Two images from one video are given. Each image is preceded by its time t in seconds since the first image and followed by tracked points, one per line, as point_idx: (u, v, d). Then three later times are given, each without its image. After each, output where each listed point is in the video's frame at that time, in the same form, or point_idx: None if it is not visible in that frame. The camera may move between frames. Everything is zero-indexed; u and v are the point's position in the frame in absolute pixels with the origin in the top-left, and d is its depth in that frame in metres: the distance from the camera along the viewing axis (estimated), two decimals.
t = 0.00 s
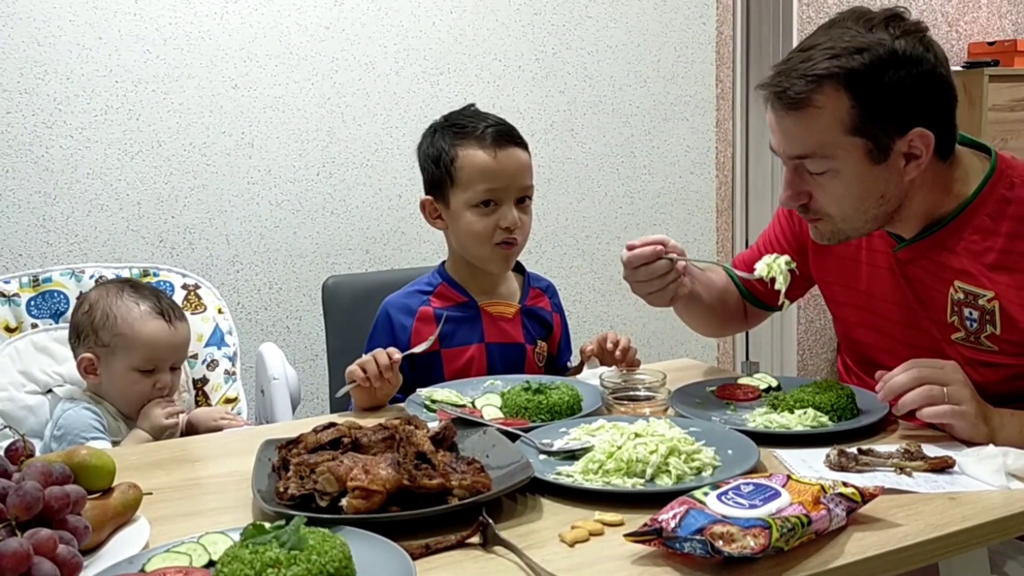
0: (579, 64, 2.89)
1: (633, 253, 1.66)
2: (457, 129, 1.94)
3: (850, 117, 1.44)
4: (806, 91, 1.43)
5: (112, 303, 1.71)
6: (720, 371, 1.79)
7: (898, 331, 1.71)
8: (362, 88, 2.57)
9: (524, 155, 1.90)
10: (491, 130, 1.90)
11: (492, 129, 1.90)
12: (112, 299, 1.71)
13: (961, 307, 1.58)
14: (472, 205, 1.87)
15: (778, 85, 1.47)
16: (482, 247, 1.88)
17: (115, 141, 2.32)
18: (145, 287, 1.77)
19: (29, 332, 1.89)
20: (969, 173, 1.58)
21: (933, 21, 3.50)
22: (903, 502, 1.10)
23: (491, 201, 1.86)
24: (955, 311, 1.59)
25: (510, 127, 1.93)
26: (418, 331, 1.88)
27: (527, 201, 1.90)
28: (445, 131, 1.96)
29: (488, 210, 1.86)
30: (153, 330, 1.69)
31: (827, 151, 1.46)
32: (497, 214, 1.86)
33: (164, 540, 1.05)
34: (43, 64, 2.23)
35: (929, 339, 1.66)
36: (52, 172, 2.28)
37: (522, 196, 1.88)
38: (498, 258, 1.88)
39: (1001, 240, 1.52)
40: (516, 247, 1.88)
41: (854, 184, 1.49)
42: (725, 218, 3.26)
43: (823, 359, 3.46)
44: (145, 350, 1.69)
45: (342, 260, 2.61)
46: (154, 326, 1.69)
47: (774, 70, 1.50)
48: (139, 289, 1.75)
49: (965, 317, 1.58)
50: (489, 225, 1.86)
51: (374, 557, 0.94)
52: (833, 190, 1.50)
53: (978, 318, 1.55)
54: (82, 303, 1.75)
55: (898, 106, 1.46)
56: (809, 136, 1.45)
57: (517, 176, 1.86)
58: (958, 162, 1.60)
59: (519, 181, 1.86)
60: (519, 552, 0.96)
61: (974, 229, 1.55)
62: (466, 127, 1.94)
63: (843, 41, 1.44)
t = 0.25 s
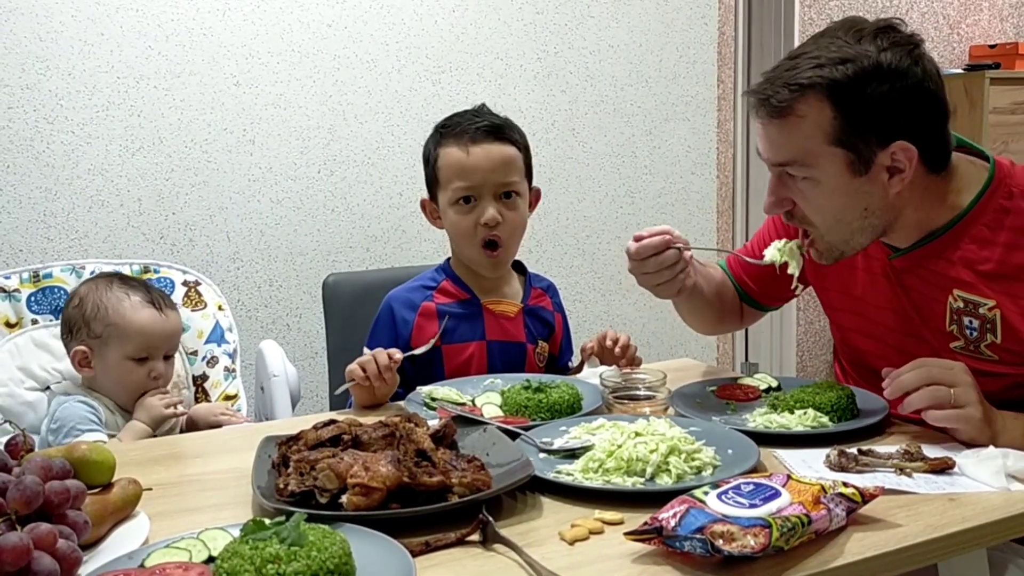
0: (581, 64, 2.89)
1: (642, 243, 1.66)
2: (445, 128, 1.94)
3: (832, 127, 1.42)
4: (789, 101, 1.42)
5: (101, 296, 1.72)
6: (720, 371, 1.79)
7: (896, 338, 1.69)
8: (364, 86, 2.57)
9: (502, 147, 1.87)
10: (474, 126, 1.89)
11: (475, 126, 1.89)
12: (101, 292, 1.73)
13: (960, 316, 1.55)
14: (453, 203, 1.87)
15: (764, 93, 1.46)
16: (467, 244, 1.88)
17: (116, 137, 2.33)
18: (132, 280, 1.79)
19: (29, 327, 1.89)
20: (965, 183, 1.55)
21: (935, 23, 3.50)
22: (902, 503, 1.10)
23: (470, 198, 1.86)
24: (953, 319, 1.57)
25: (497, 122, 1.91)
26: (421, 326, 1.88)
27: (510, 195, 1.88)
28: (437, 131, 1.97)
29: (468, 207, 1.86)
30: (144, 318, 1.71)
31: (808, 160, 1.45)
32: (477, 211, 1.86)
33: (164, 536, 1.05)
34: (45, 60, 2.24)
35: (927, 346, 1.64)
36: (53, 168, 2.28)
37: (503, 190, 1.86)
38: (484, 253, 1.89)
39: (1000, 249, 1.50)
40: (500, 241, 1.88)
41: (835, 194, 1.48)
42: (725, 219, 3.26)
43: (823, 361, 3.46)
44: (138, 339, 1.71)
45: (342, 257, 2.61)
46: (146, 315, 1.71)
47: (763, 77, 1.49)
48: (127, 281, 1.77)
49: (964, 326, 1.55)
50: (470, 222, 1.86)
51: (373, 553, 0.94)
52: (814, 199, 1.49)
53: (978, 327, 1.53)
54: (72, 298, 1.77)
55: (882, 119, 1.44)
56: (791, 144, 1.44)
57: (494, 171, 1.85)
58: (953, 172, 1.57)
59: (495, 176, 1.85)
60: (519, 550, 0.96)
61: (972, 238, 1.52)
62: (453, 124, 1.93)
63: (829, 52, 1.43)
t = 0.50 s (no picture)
0: (580, 66, 2.90)
1: (660, 228, 1.66)
2: (439, 130, 1.95)
3: (810, 141, 1.42)
4: (766, 116, 1.42)
5: (88, 297, 1.72)
6: (719, 373, 1.79)
7: (891, 343, 1.69)
8: (363, 87, 2.57)
9: (493, 146, 1.87)
10: (467, 126, 1.90)
11: (468, 125, 1.90)
12: (88, 293, 1.73)
13: (955, 320, 1.55)
14: (443, 201, 1.88)
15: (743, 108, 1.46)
16: (455, 241, 1.89)
17: (115, 138, 2.33)
18: (119, 281, 1.79)
19: (27, 329, 1.89)
20: (957, 194, 1.55)
21: (934, 25, 3.50)
22: (900, 505, 1.10)
23: (459, 195, 1.86)
24: (949, 324, 1.57)
25: (490, 122, 1.92)
26: (417, 327, 1.89)
27: (499, 192, 1.88)
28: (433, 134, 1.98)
29: (457, 204, 1.87)
30: (131, 319, 1.71)
31: (787, 169, 1.45)
32: (466, 208, 1.86)
33: (162, 538, 1.05)
34: (44, 61, 2.24)
35: (922, 351, 1.64)
36: (51, 169, 2.28)
37: (491, 187, 1.86)
38: (472, 251, 1.89)
39: (993, 254, 1.50)
40: (490, 237, 1.88)
41: (817, 205, 1.47)
42: (724, 221, 3.26)
43: (821, 362, 3.47)
44: (126, 339, 1.71)
45: (341, 259, 2.61)
46: (133, 315, 1.72)
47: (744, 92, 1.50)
48: (114, 282, 1.78)
49: (959, 330, 1.55)
50: (459, 219, 1.87)
51: (371, 556, 0.94)
52: (796, 208, 1.49)
53: (973, 331, 1.53)
54: (60, 301, 1.77)
55: (859, 133, 1.43)
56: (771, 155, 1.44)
57: (482, 167, 1.85)
58: (945, 180, 1.56)
59: (483, 173, 1.85)
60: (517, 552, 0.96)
61: (964, 244, 1.52)
62: (447, 125, 1.95)
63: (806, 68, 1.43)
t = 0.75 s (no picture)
0: (579, 68, 2.90)
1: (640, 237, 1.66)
2: (434, 133, 1.95)
3: (804, 142, 1.42)
4: (759, 121, 1.43)
5: (87, 302, 1.72)
6: (718, 375, 1.79)
7: (888, 345, 1.68)
8: (362, 90, 2.57)
9: (486, 150, 1.87)
10: (461, 130, 1.90)
11: (462, 129, 1.90)
12: (86, 298, 1.73)
13: (952, 323, 1.55)
14: (437, 205, 1.88)
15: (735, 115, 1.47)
16: (450, 245, 1.89)
17: (114, 142, 2.33)
18: (117, 286, 1.79)
19: (27, 333, 1.89)
20: (951, 194, 1.55)
21: (933, 27, 3.51)
22: (900, 508, 1.10)
23: (452, 200, 1.86)
24: (945, 326, 1.56)
25: (485, 126, 1.92)
26: (413, 331, 1.89)
27: (493, 197, 1.88)
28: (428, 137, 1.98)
29: (451, 209, 1.87)
30: (130, 324, 1.71)
31: (781, 173, 1.44)
32: (460, 212, 1.86)
33: (160, 541, 1.05)
34: (43, 65, 2.24)
35: (918, 354, 1.63)
36: (51, 173, 2.28)
37: (485, 191, 1.86)
38: (467, 255, 1.89)
39: (990, 258, 1.50)
40: (484, 242, 1.88)
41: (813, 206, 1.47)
42: (724, 223, 3.26)
43: (821, 365, 3.47)
44: (125, 345, 1.71)
45: (340, 262, 2.61)
46: (131, 320, 1.72)
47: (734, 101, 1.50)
48: (112, 286, 1.77)
49: (956, 333, 1.55)
50: (453, 223, 1.87)
51: (370, 559, 0.94)
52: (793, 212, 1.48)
53: (970, 333, 1.53)
54: (58, 305, 1.77)
55: (852, 132, 1.44)
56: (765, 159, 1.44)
57: (476, 171, 1.85)
58: (938, 183, 1.57)
59: (477, 177, 1.85)
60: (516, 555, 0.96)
61: (961, 247, 1.53)
62: (442, 129, 1.95)
63: (794, 73, 1.44)
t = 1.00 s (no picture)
0: (578, 70, 2.90)
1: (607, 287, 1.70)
2: (431, 134, 1.95)
3: (810, 146, 1.41)
4: (763, 127, 1.41)
5: (94, 304, 1.72)
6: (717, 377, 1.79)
7: (886, 347, 1.68)
8: (361, 92, 2.58)
9: (484, 151, 1.87)
10: (459, 131, 1.90)
11: (460, 130, 1.90)
12: (94, 300, 1.73)
13: (950, 324, 1.55)
14: (433, 206, 1.88)
15: (736, 125, 1.45)
16: (446, 247, 1.89)
17: (113, 144, 2.33)
18: (123, 289, 1.79)
19: (25, 335, 1.89)
20: (951, 192, 1.56)
21: (931, 29, 3.51)
22: (898, 510, 1.10)
23: (449, 201, 1.86)
24: (943, 328, 1.56)
25: (483, 128, 1.92)
26: (409, 333, 1.89)
27: (490, 198, 1.88)
28: (425, 139, 1.98)
29: (447, 210, 1.87)
30: (137, 328, 1.71)
31: (790, 180, 1.43)
32: (456, 213, 1.86)
33: (159, 544, 1.05)
34: (42, 67, 2.24)
35: (916, 355, 1.63)
36: (49, 175, 2.28)
37: (482, 193, 1.86)
38: (463, 257, 1.89)
39: (988, 259, 1.50)
40: (481, 243, 1.88)
41: (822, 209, 1.46)
42: (723, 225, 3.26)
43: (820, 366, 3.47)
44: (131, 349, 1.71)
45: (340, 264, 2.61)
46: (138, 324, 1.72)
47: (733, 111, 1.49)
48: (119, 290, 1.77)
49: (954, 334, 1.55)
50: (450, 225, 1.87)
51: (368, 562, 0.94)
52: (802, 216, 1.47)
53: (968, 335, 1.53)
54: (63, 307, 1.76)
55: (856, 131, 1.44)
56: (771, 165, 1.43)
57: (474, 173, 1.85)
58: (937, 181, 1.57)
59: (475, 178, 1.85)
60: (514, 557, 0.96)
61: (959, 248, 1.52)
62: (440, 130, 1.95)
63: (793, 77, 1.43)
